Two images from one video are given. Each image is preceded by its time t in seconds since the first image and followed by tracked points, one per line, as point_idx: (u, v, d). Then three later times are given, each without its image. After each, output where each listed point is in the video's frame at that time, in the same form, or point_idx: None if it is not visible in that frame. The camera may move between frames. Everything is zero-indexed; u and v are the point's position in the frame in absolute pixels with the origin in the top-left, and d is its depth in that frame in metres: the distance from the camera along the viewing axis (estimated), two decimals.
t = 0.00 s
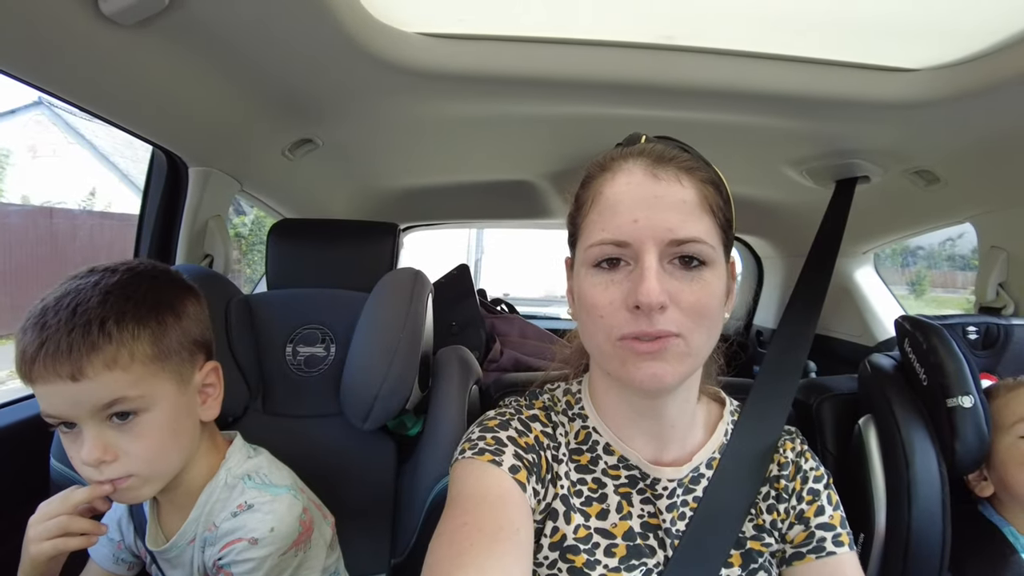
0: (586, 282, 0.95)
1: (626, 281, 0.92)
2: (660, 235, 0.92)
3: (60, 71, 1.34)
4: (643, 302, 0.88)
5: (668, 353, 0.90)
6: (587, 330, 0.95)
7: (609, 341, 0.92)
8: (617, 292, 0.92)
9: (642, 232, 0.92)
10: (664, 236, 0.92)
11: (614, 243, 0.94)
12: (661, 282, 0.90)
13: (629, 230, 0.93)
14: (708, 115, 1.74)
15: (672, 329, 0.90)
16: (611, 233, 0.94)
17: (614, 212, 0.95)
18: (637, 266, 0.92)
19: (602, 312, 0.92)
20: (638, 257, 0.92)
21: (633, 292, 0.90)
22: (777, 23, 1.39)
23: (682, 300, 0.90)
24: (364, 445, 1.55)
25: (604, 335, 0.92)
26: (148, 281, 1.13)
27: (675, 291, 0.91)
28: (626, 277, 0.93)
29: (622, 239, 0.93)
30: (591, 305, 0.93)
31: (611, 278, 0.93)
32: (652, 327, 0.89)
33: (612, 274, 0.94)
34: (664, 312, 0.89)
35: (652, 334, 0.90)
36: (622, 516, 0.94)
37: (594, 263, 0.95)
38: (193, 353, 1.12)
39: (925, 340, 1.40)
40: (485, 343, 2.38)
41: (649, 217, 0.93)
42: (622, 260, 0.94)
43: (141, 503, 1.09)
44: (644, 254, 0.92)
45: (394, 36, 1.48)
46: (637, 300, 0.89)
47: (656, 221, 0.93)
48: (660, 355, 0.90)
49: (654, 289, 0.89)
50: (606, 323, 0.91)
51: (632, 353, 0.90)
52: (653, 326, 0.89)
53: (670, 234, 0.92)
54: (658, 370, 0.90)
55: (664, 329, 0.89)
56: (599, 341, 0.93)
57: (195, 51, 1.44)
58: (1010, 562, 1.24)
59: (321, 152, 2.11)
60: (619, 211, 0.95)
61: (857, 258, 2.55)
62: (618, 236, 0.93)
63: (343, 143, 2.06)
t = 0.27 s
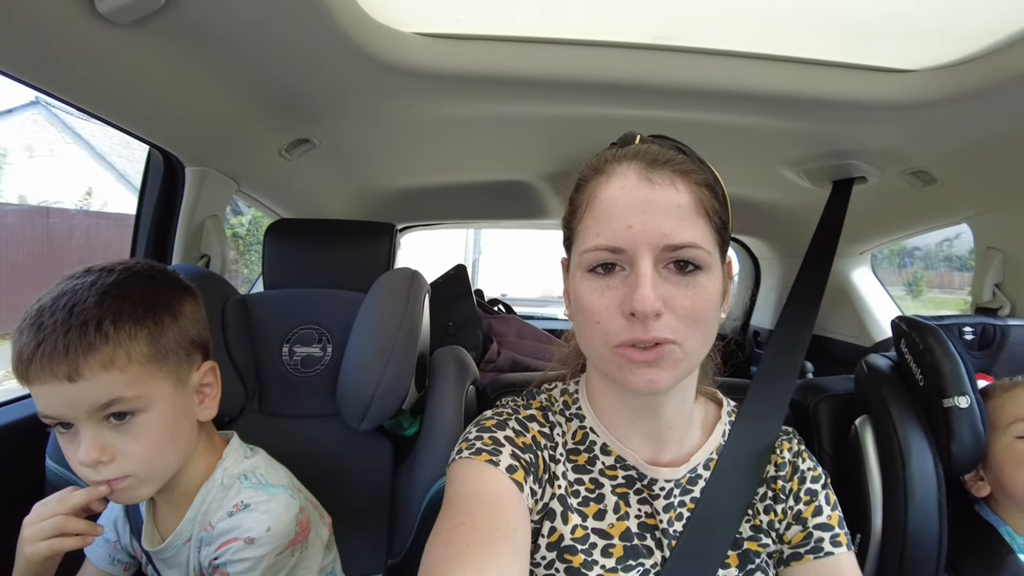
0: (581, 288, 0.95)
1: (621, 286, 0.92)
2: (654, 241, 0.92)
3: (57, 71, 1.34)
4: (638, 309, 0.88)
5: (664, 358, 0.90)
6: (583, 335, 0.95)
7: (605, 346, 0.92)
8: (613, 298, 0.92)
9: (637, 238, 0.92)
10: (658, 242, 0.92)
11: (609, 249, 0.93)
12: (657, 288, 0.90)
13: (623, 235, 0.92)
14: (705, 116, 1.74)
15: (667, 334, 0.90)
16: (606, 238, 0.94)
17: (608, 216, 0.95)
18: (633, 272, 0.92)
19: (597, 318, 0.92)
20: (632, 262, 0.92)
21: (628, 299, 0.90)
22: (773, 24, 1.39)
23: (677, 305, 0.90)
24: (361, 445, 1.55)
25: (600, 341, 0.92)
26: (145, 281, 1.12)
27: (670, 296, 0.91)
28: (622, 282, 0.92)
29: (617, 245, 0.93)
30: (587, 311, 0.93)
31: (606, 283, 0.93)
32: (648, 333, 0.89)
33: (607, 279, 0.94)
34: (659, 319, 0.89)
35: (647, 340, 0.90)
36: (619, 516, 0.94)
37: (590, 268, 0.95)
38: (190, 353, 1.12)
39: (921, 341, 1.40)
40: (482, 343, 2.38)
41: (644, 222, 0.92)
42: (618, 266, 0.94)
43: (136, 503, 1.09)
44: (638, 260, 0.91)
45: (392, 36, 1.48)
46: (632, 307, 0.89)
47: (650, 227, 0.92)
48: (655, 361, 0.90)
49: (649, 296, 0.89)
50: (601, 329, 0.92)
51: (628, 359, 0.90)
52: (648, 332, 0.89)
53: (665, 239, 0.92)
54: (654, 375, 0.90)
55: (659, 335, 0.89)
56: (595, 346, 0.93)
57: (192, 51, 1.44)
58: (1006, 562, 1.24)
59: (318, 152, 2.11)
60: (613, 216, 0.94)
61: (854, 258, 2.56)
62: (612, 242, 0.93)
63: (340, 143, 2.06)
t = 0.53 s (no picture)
0: (583, 287, 0.95)
1: (624, 286, 0.92)
2: (657, 241, 0.92)
3: (55, 71, 1.34)
4: (641, 309, 0.88)
5: (666, 358, 0.90)
6: (585, 335, 0.95)
7: (607, 346, 0.92)
8: (615, 298, 0.92)
9: (640, 238, 0.92)
10: (661, 242, 0.92)
11: (612, 249, 0.93)
12: (659, 289, 0.90)
13: (626, 236, 0.92)
14: (704, 116, 1.74)
15: (670, 335, 0.90)
16: (609, 238, 0.94)
17: (611, 217, 0.95)
18: (635, 272, 0.92)
19: (600, 318, 0.92)
20: (635, 262, 0.92)
21: (631, 299, 0.90)
22: (772, 24, 1.39)
23: (679, 306, 0.90)
24: (360, 445, 1.54)
25: (602, 341, 0.92)
26: (144, 281, 1.12)
27: (672, 297, 0.91)
28: (624, 282, 0.92)
29: (619, 245, 0.93)
30: (589, 311, 0.93)
31: (609, 283, 0.93)
32: (650, 333, 0.89)
33: (609, 279, 0.94)
34: (662, 319, 0.89)
35: (649, 341, 0.90)
36: (618, 516, 0.94)
37: (592, 268, 0.95)
38: (190, 353, 1.12)
39: (920, 341, 1.40)
40: (481, 344, 2.37)
41: (647, 222, 0.92)
42: (620, 266, 0.94)
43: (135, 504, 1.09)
44: (641, 260, 0.91)
45: (391, 37, 1.48)
46: (635, 307, 0.89)
47: (653, 227, 0.92)
48: (658, 361, 0.90)
49: (651, 297, 0.88)
50: (604, 329, 0.92)
51: (630, 359, 0.90)
52: (650, 333, 0.89)
53: (668, 239, 0.92)
54: (656, 376, 0.90)
55: (662, 335, 0.89)
56: (597, 346, 0.93)
57: (191, 51, 1.44)
58: (1005, 561, 1.23)
59: (317, 152, 2.11)
60: (616, 216, 0.94)
61: (853, 259, 2.56)
62: (615, 242, 0.93)
63: (339, 143, 2.06)
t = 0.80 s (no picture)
0: (584, 289, 0.95)
1: (625, 288, 0.92)
2: (659, 243, 0.92)
3: (55, 71, 1.34)
4: (642, 312, 0.88)
5: (668, 360, 0.90)
6: (586, 337, 0.95)
7: (608, 348, 0.92)
8: (616, 300, 0.92)
9: (641, 241, 0.92)
10: (663, 244, 0.92)
11: (613, 251, 0.93)
12: (660, 291, 0.90)
13: (628, 238, 0.92)
14: (704, 116, 1.74)
15: (671, 337, 0.90)
16: (610, 240, 0.93)
17: (612, 219, 0.95)
18: (637, 274, 0.92)
19: (601, 320, 0.92)
20: (636, 265, 0.92)
21: (632, 301, 0.90)
22: (772, 25, 1.39)
23: (681, 308, 0.90)
24: (360, 445, 1.54)
25: (603, 343, 0.92)
26: (143, 282, 1.12)
27: (673, 299, 0.91)
28: (625, 284, 0.93)
29: (621, 247, 0.92)
30: (590, 312, 0.93)
31: (610, 285, 0.93)
32: (652, 335, 0.89)
33: (611, 281, 0.94)
34: (663, 322, 0.89)
35: (651, 343, 0.90)
36: (619, 517, 0.94)
37: (593, 270, 0.95)
38: (188, 354, 1.12)
39: (920, 341, 1.40)
40: (482, 345, 2.36)
41: (648, 225, 0.92)
42: (622, 267, 0.94)
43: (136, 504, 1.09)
44: (642, 262, 0.91)
45: (391, 37, 1.48)
46: (636, 310, 0.89)
47: (655, 229, 0.92)
48: (659, 363, 0.90)
49: (653, 299, 0.88)
50: (605, 331, 0.92)
51: (631, 361, 0.90)
52: (652, 335, 0.89)
53: (669, 242, 0.92)
54: (657, 378, 0.90)
55: (663, 338, 0.90)
56: (598, 348, 0.93)
57: (191, 51, 1.44)
58: (1006, 561, 1.23)
59: (317, 152, 2.11)
60: (617, 219, 0.94)
61: (853, 259, 2.56)
62: (616, 244, 0.93)
63: (339, 144, 2.06)
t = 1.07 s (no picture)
0: (587, 290, 0.94)
1: (628, 290, 0.92)
2: (662, 245, 0.91)
3: (56, 71, 1.34)
4: (646, 314, 0.88)
5: (670, 363, 0.90)
6: (588, 338, 0.94)
7: (610, 350, 0.91)
8: (618, 302, 0.91)
9: (644, 243, 0.91)
10: (666, 246, 0.91)
11: (616, 253, 0.93)
12: (663, 293, 0.90)
13: (631, 239, 0.92)
14: (705, 116, 1.74)
15: (674, 339, 0.90)
16: (613, 242, 0.93)
17: (615, 220, 0.95)
18: (639, 276, 0.91)
19: (603, 321, 0.92)
20: (639, 267, 0.92)
21: (635, 303, 0.89)
22: (774, 25, 1.39)
23: (683, 310, 0.90)
24: (361, 446, 1.54)
25: (606, 345, 0.92)
26: (142, 282, 1.12)
27: (676, 301, 0.90)
28: (628, 286, 0.92)
29: (624, 249, 0.92)
30: (593, 314, 0.93)
31: (612, 286, 0.93)
32: (655, 337, 0.89)
33: (613, 283, 0.93)
34: (666, 324, 0.89)
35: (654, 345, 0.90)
36: (620, 518, 0.94)
37: (596, 271, 0.95)
38: (188, 354, 1.11)
39: (921, 342, 1.40)
40: (482, 345, 2.36)
41: (651, 227, 0.92)
42: (624, 269, 0.93)
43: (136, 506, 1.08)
44: (645, 264, 0.91)
45: (391, 37, 1.48)
46: (639, 312, 0.89)
47: (658, 231, 0.92)
48: (662, 365, 0.90)
49: (656, 302, 0.88)
50: (607, 333, 0.91)
51: (633, 363, 0.90)
52: (655, 337, 0.89)
53: (672, 244, 0.91)
54: (659, 380, 0.90)
55: (666, 340, 0.89)
56: (600, 349, 0.93)
57: (191, 51, 1.43)
58: (1006, 562, 1.23)
59: (317, 153, 2.11)
60: (620, 220, 0.94)
61: (853, 259, 2.56)
62: (619, 246, 0.93)
63: (339, 144, 2.05)
